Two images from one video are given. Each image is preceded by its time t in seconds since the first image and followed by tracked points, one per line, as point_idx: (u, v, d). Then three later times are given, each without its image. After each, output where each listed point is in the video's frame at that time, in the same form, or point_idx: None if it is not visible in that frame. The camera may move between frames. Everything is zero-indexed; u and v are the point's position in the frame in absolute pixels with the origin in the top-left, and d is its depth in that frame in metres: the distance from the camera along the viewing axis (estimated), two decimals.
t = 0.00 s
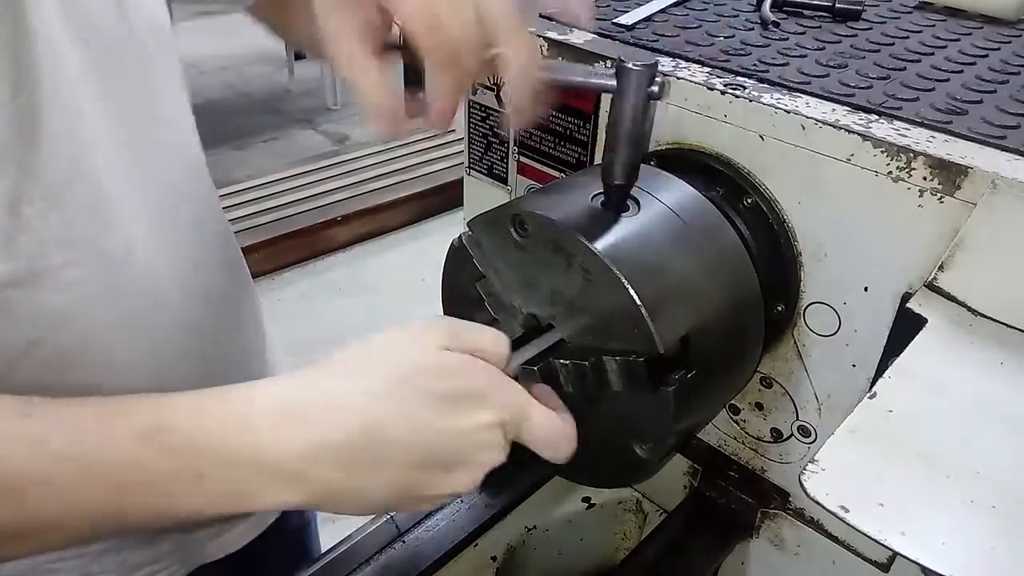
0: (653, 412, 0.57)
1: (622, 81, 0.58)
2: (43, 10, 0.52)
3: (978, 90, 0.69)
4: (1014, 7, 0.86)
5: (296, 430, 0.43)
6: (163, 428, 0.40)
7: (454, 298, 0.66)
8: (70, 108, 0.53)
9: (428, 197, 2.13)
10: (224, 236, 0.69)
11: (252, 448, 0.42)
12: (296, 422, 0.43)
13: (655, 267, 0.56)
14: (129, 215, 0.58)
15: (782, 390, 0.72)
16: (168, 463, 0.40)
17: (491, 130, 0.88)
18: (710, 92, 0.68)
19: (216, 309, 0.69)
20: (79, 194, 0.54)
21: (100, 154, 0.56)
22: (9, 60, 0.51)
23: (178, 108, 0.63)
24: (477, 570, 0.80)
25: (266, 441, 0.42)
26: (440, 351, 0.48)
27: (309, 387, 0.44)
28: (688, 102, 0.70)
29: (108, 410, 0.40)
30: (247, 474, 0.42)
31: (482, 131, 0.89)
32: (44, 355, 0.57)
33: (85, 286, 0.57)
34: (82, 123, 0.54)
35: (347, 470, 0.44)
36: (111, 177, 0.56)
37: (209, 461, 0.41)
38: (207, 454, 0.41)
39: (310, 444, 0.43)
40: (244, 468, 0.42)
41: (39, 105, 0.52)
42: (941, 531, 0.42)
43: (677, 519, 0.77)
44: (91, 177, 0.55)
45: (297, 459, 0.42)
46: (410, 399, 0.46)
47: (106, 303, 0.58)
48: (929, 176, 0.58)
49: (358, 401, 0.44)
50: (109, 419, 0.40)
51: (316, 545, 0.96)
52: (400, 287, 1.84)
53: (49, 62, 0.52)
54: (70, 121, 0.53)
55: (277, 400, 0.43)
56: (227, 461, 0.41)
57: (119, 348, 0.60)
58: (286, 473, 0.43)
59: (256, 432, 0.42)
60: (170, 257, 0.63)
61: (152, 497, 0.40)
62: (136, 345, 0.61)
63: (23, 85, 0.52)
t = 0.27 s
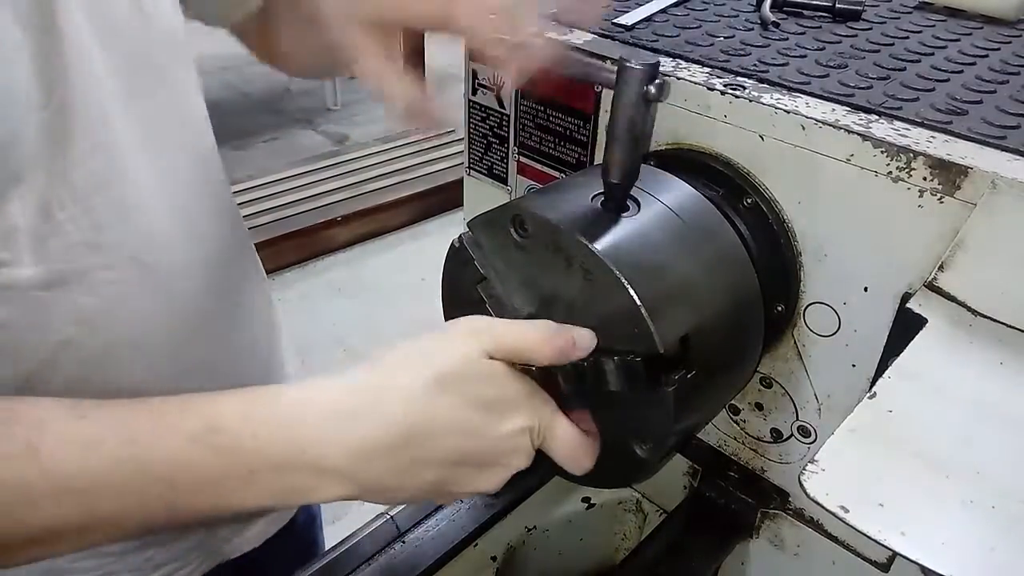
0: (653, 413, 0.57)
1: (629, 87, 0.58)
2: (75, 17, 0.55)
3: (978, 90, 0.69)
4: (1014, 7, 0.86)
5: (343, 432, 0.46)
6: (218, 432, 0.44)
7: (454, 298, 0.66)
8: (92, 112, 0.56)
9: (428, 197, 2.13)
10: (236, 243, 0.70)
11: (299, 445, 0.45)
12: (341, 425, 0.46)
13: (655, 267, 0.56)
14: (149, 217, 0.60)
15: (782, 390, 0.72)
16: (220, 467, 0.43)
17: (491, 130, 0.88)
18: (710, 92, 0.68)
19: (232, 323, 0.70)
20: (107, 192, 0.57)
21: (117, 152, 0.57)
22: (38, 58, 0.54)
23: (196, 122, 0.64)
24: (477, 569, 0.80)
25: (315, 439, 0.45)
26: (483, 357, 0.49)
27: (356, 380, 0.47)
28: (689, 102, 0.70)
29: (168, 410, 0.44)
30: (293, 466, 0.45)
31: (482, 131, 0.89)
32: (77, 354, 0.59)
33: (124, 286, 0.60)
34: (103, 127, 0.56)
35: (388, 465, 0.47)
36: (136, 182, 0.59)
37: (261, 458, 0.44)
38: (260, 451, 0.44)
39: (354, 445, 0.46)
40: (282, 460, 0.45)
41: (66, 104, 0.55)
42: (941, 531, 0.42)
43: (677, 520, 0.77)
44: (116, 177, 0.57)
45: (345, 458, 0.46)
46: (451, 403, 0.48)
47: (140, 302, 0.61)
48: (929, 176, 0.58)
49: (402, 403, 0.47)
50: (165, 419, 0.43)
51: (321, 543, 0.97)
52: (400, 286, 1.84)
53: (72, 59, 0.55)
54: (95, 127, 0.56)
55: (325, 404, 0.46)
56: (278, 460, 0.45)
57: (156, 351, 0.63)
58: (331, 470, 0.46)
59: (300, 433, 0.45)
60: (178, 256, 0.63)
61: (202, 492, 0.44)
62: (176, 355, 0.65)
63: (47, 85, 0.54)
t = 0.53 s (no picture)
0: (652, 413, 0.57)
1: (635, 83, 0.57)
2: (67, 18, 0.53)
3: (978, 90, 0.69)
4: (1014, 7, 0.86)
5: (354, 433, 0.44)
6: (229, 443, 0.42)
7: (454, 299, 0.66)
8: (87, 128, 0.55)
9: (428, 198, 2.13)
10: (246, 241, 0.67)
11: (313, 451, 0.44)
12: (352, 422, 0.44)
13: (655, 267, 0.56)
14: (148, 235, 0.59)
15: (782, 390, 0.72)
16: (242, 467, 0.42)
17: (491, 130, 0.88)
18: (709, 92, 0.68)
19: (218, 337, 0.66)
20: (105, 201, 0.56)
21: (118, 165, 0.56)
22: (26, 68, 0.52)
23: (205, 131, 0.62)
24: (477, 569, 0.80)
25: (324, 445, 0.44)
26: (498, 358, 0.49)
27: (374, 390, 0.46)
28: (689, 102, 0.70)
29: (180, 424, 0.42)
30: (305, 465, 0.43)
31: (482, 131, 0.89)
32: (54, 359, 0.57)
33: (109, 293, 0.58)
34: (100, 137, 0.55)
35: (406, 463, 0.46)
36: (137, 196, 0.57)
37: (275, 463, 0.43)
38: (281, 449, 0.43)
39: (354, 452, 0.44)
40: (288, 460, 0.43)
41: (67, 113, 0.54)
42: (941, 531, 0.42)
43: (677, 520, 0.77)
44: (114, 189, 0.56)
45: (357, 451, 0.44)
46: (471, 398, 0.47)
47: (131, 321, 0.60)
48: (929, 176, 0.58)
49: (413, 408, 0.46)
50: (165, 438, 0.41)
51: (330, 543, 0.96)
52: (400, 286, 1.84)
53: (67, 67, 0.53)
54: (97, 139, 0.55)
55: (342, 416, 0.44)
56: (292, 460, 0.43)
57: (145, 352, 0.61)
58: (338, 479, 0.45)
59: (319, 438, 0.44)
60: (187, 258, 0.61)
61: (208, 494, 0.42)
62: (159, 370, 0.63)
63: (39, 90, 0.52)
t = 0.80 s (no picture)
0: (653, 413, 0.57)
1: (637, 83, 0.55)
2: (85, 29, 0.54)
3: (978, 90, 0.69)
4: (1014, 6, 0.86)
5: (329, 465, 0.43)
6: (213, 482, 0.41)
7: (454, 298, 0.66)
8: (106, 140, 0.57)
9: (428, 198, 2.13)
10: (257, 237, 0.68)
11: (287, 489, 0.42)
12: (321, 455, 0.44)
13: (655, 267, 0.56)
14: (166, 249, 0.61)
15: (782, 390, 0.72)
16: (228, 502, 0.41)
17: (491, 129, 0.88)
18: (710, 92, 0.68)
19: (230, 350, 0.68)
20: (123, 206, 0.58)
21: (132, 177, 0.58)
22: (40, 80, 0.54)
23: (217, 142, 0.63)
24: (477, 569, 0.80)
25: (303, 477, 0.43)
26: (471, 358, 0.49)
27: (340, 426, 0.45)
28: (689, 102, 0.70)
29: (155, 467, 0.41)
30: (285, 503, 0.42)
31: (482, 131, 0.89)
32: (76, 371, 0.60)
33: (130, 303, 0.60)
34: (116, 148, 0.57)
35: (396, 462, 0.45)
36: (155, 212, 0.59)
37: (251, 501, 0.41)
38: (268, 481, 0.42)
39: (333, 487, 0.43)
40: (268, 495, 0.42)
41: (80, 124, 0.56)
42: (941, 531, 0.42)
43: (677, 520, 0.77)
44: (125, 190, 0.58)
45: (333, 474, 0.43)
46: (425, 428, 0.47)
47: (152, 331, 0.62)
48: (929, 175, 0.58)
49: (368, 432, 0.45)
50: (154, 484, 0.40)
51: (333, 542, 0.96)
52: (400, 286, 1.84)
53: (75, 70, 0.54)
54: (114, 150, 0.57)
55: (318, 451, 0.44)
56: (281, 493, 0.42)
57: (160, 353, 0.63)
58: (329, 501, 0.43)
59: (296, 476, 0.43)
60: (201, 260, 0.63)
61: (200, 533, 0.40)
62: (172, 381, 0.64)
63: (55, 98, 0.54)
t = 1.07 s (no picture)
0: (652, 412, 0.57)
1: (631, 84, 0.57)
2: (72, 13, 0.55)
3: (978, 90, 0.69)
4: (1015, 7, 0.86)
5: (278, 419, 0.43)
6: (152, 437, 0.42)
7: (454, 298, 0.66)
8: (93, 117, 0.56)
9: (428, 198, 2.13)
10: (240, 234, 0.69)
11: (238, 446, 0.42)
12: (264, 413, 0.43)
13: (655, 267, 0.56)
14: (154, 227, 0.60)
15: (782, 390, 0.72)
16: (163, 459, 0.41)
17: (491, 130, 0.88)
18: (710, 92, 0.68)
19: (225, 326, 0.68)
20: (112, 191, 0.58)
21: (118, 161, 0.58)
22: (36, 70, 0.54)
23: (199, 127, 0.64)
24: (477, 570, 0.79)
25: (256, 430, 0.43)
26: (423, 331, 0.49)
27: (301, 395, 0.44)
28: (689, 102, 0.70)
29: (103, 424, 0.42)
30: (232, 459, 0.42)
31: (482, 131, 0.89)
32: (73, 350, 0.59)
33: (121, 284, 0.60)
34: (102, 127, 0.57)
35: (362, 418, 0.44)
36: (139, 189, 0.59)
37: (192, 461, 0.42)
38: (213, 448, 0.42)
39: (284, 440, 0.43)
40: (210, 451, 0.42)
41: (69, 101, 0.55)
42: (940, 531, 0.42)
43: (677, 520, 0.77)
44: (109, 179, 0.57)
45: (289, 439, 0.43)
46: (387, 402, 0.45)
47: (142, 312, 0.61)
48: (929, 176, 0.58)
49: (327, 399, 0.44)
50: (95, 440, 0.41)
51: (334, 542, 0.96)
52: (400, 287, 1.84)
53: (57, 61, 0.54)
54: (100, 129, 0.57)
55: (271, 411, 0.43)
56: (227, 445, 0.42)
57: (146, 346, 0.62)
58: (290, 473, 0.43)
59: (245, 432, 0.42)
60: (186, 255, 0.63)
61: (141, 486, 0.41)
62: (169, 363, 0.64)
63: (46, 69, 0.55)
